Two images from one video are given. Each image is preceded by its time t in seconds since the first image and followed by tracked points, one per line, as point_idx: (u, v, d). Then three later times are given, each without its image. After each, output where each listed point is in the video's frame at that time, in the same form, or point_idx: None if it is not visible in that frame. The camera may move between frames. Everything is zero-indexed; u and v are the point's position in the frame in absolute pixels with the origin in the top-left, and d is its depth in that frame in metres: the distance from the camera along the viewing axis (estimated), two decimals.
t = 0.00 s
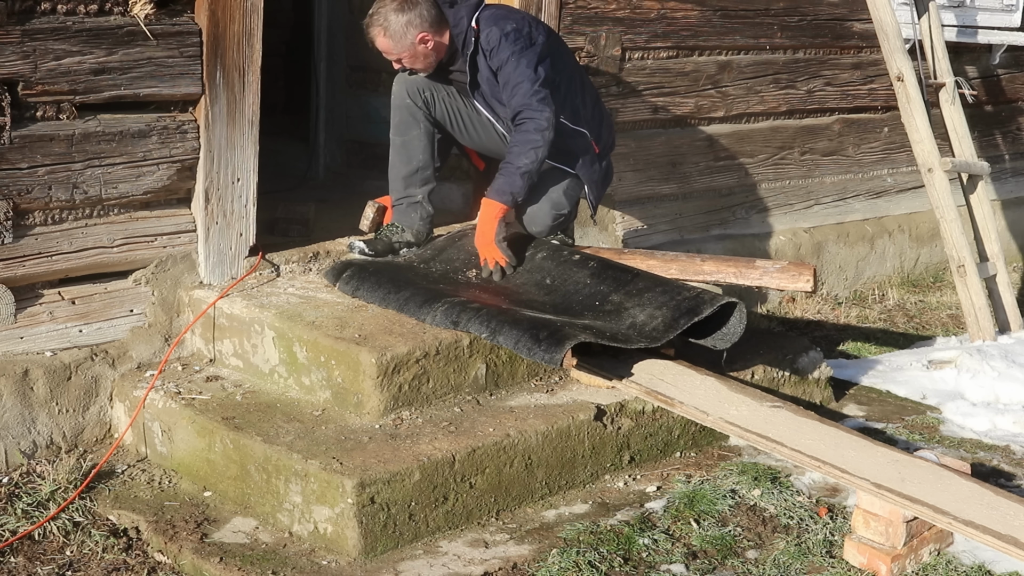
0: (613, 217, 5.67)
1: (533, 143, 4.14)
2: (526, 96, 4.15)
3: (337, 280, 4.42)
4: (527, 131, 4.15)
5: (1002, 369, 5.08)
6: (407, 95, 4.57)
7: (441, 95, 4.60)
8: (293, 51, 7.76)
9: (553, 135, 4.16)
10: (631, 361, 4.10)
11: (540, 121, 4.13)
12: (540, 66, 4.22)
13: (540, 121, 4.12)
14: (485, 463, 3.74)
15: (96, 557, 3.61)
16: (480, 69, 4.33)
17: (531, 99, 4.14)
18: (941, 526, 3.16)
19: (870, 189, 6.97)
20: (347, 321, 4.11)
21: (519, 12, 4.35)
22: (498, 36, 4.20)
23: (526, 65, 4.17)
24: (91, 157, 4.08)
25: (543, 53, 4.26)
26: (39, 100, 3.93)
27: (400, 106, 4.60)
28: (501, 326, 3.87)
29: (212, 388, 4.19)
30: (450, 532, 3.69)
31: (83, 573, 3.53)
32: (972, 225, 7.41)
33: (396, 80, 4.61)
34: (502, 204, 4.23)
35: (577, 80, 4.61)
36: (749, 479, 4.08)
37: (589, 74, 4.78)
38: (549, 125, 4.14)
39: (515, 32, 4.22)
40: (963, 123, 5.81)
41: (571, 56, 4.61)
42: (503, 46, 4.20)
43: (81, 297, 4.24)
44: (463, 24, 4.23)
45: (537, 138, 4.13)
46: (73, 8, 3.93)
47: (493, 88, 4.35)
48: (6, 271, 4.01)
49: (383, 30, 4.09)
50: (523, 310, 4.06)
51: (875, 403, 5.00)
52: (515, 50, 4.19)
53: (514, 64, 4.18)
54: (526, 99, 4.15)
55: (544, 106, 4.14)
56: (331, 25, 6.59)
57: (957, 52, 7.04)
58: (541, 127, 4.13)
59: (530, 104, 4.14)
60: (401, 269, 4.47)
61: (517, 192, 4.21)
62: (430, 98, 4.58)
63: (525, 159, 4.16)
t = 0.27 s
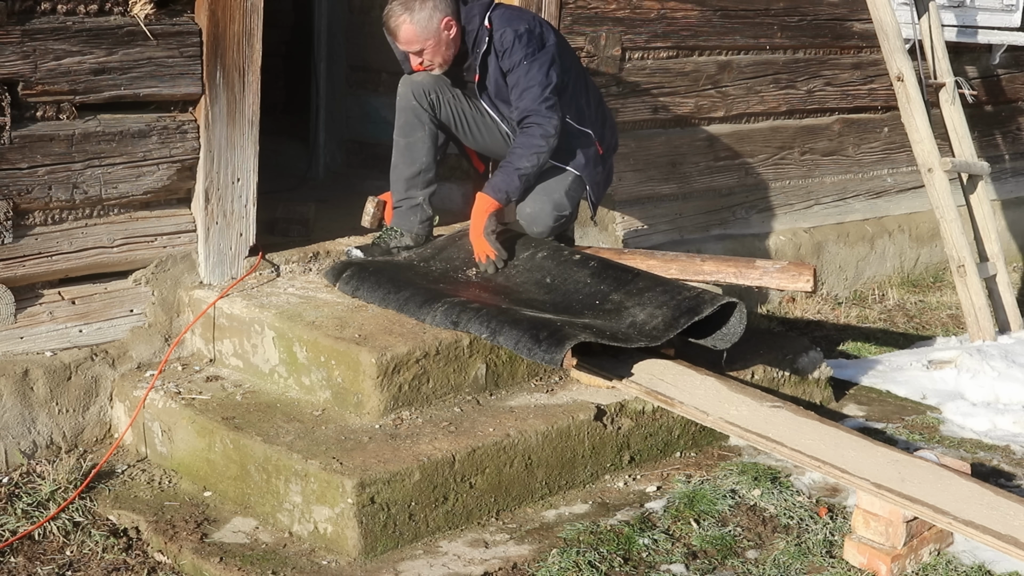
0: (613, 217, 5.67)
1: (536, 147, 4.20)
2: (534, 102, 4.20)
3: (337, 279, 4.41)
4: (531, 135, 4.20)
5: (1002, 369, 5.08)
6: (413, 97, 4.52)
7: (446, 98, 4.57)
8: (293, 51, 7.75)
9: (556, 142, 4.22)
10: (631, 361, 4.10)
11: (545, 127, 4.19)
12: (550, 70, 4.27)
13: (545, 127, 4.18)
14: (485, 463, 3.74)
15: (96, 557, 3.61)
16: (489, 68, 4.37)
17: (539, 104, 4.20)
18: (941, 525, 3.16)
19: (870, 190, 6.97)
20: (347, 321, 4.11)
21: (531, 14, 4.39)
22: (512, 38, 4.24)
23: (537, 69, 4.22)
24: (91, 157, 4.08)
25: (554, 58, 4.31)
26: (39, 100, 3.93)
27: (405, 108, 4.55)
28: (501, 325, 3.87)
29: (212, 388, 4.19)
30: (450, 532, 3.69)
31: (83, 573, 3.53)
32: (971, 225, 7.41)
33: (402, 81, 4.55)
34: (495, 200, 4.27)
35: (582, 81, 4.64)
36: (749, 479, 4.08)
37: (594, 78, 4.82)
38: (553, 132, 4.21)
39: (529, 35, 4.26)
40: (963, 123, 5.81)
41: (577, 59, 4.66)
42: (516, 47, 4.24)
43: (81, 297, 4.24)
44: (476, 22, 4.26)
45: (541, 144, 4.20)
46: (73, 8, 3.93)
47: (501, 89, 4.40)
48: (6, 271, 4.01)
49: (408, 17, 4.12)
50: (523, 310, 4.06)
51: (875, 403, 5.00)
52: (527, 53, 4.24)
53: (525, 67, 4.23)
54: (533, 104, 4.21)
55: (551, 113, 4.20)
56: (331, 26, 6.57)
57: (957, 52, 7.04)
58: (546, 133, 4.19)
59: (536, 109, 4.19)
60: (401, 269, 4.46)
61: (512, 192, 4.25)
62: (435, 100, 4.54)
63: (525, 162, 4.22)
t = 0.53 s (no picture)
0: (613, 217, 5.67)
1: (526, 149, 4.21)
2: (530, 103, 4.20)
3: (337, 279, 4.41)
4: (525, 134, 4.21)
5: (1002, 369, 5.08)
6: (413, 97, 4.53)
7: (446, 98, 4.59)
8: (293, 51, 7.75)
9: (549, 144, 4.23)
10: (631, 360, 4.10)
11: (538, 128, 4.19)
12: (552, 71, 4.26)
13: (538, 128, 4.18)
14: (485, 463, 3.74)
15: (96, 557, 3.61)
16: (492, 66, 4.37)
17: (535, 105, 4.19)
18: (942, 526, 3.16)
19: (870, 189, 6.97)
20: (347, 321, 4.11)
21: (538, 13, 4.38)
22: (518, 35, 4.23)
23: (538, 69, 4.22)
24: (91, 157, 4.08)
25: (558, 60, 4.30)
26: (39, 100, 3.93)
27: (404, 108, 4.56)
28: (500, 325, 3.87)
29: (212, 388, 4.19)
30: (450, 532, 3.69)
31: (84, 573, 3.53)
32: (972, 225, 7.41)
33: (401, 81, 4.56)
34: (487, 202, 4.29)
35: (583, 84, 4.65)
36: (749, 479, 4.08)
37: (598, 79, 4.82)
38: (547, 133, 4.21)
39: (535, 33, 4.25)
40: (963, 123, 5.81)
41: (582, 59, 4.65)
42: (522, 45, 4.23)
43: (81, 297, 4.24)
44: (485, 19, 4.26)
45: (533, 144, 4.20)
46: (73, 8, 3.93)
47: (504, 86, 4.40)
48: (6, 271, 4.01)
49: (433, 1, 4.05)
50: (523, 310, 4.06)
51: (875, 403, 5.00)
52: (532, 51, 4.23)
53: (527, 65, 4.22)
54: (528, 105, 4.20)
55: (546, 114, 4.20)
56: (331, 26, 6.57)
57: (957, 52, 7.04)
58: (539, 134, 4.19)
59: (531, 111, 4.20)
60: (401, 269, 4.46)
61: (502, 194, 4.26)
62: (434, 99, 4.56)
63: (516, 163, 4.23)
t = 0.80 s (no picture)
0: (613, 217, 5.67)
1: (524, 152, 4.21)
2: (529, 105, 4.19)
3: (337, 279, 4.41)
4: (523, 137, 4.21)
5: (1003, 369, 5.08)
6: (409, 96, 4.54)
7: (442, 97, 4.60)
8: (293, 51, 7.75)
9: (547, 147, 4.22)
10: (631, 360, 4.10)
11: (537, 132, 4.19)
12: (550, 74, 4.25)
13: (538, 132, 4.18)
14: (485, 463, 3.74)
15: (96, 557, 3.61)
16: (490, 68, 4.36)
17: (534, 108, 4.18)
18: (942, 526, 3.16)
19: (870, 189, 6.97)
20: (347, 321, 4.11)
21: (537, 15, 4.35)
22: (517, 39, 4.21)
23: (536, 73, 4.20)
24: (91, 157, 4.08)
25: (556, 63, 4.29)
26: (39, 100, 3.93)
27: (401, 108, 4.56)
28: (500, 326, 3.87)
29: (212, 388, 4.19)
30: (450, 532, 3.69)
31: (83, 573, 3.53)
32: (972, 225, 7.41)
33: (397, 81, 4.57)
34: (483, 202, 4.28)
35: (580, 84, 4.67)
36: (749, 479, 4.08)
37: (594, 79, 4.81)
38: (545, 137, 4.20)
39: (533, 37, 4.23)
40: (963, 123, 5.81)
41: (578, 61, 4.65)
42: (520, 49, 4.21)
43: (81, 297, 4.24)
44: (483, 22, 4.24)
45: (532, 148, 4.20)
46: (73, 8, 3.93)
47: (501, 89, 4.39)
48: (6, 271, 4.01)
49: None
50: (523, 310, 4.06)
51: (875, 403, 5.00)
52: (530, 55, 4.21)
53: (525, 69, 4.21)
54: (527, 108, 4.20)
55: (545, 117, 4.19)
56: (331, 26, 6.57)
57: (957, 52, 7.04)
58: (538, 137, 4.19)
59: (530, 114, 4.19)
60: (401, 268, 4.45)
61: (498, 195, 4.27)
62: (431, 98, 4.57)
63: (515, 165, 4.22)
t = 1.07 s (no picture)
0: (613, 217, 5.67)
1: (479, 161, 4.12)
2: (492, 115, 4.15)
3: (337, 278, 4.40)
4: (478, 146, 4.14)
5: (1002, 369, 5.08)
6: (403, 95, 4.58)
7: (438, 96, 4.63)
8: (293, 51, 7.75)
9: (500, 160, 4.16)
10: (631, 360, 4.10)
11: (492, 142, 4.13)
12: (522, 89, 4.22)
13: (493, 142, 4.12)
14: (485, 463, 3.74)
15: (96, 557, 3.61)
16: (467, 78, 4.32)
17: (496, 119, 4.14)
18: (941, 525, 3.16)
19: (870, 189, 6.97)
20: (347, 321, 4.11)
21: (525, 29, 4.32)
22: (496, 51, 4.18)
23: (509, 86, 4.17)
24: (91, 157, 4.08)
25: (529, 78, 4.26)
26: (39, 100, 3.93)
27: (396, 107, 4.60)
28: (500, 325, 3.87)
29: (212, 388, 4.19)
30: (450, 532, 3.69)
31: (83, 573, 3.53)
32: (972, 225, 7.41)
33: (391, 81, 4.61)
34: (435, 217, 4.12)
35: (568, 89, 4.65)
36: (749, 479, 4.08)
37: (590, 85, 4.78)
38: (500, 149, 4.15)
39: (514, 52, 4.20)
40: (963, 123, 5.81)
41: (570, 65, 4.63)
42: (496, 61, 4.17)
43: (81, 297, 4.24)
44: (470, 33, 4.21)
45: (483, 158, 4.13)
46: (73, 8, 3.93)
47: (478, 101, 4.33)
48: (6, 271, 4.01)
49: (415, 13, 4.02)
50: (523, 308, 4.06)
51: (875, 403, 5.00)
52: (506, 69, 4.17)
53: (498, 81, 4.16)
54: (491, 118, 4.15)
55: (504, 130, 4.15)
56: (331, 26, 6.57)
57: (957, 52, 7.04)
58: (491, 148, 4.13)
59: (490, 125, 4.14)
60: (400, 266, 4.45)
61: (451, 209, 4.11)
62: (426, 97, 4.60)
63: (468, 176, 4.11)
